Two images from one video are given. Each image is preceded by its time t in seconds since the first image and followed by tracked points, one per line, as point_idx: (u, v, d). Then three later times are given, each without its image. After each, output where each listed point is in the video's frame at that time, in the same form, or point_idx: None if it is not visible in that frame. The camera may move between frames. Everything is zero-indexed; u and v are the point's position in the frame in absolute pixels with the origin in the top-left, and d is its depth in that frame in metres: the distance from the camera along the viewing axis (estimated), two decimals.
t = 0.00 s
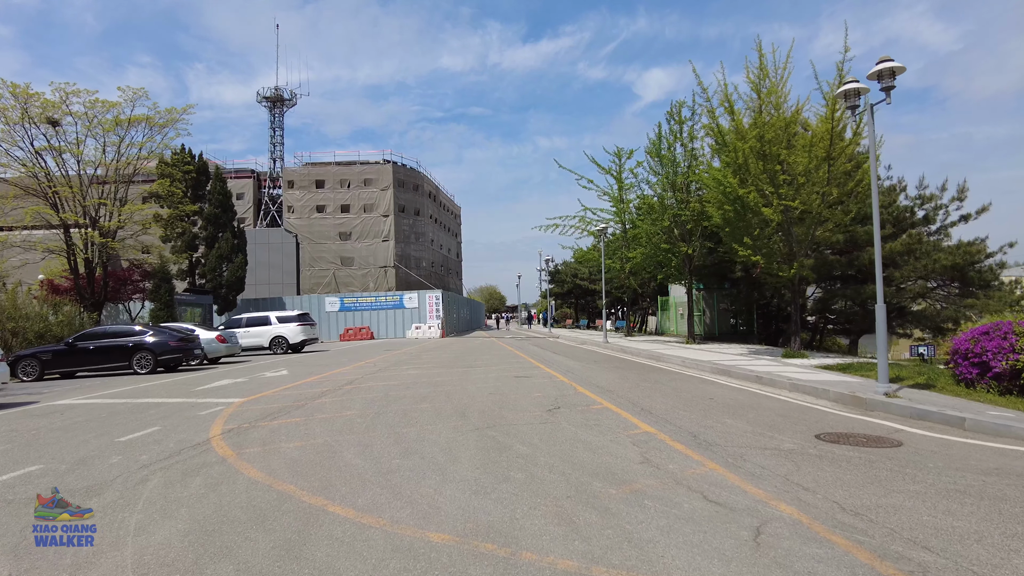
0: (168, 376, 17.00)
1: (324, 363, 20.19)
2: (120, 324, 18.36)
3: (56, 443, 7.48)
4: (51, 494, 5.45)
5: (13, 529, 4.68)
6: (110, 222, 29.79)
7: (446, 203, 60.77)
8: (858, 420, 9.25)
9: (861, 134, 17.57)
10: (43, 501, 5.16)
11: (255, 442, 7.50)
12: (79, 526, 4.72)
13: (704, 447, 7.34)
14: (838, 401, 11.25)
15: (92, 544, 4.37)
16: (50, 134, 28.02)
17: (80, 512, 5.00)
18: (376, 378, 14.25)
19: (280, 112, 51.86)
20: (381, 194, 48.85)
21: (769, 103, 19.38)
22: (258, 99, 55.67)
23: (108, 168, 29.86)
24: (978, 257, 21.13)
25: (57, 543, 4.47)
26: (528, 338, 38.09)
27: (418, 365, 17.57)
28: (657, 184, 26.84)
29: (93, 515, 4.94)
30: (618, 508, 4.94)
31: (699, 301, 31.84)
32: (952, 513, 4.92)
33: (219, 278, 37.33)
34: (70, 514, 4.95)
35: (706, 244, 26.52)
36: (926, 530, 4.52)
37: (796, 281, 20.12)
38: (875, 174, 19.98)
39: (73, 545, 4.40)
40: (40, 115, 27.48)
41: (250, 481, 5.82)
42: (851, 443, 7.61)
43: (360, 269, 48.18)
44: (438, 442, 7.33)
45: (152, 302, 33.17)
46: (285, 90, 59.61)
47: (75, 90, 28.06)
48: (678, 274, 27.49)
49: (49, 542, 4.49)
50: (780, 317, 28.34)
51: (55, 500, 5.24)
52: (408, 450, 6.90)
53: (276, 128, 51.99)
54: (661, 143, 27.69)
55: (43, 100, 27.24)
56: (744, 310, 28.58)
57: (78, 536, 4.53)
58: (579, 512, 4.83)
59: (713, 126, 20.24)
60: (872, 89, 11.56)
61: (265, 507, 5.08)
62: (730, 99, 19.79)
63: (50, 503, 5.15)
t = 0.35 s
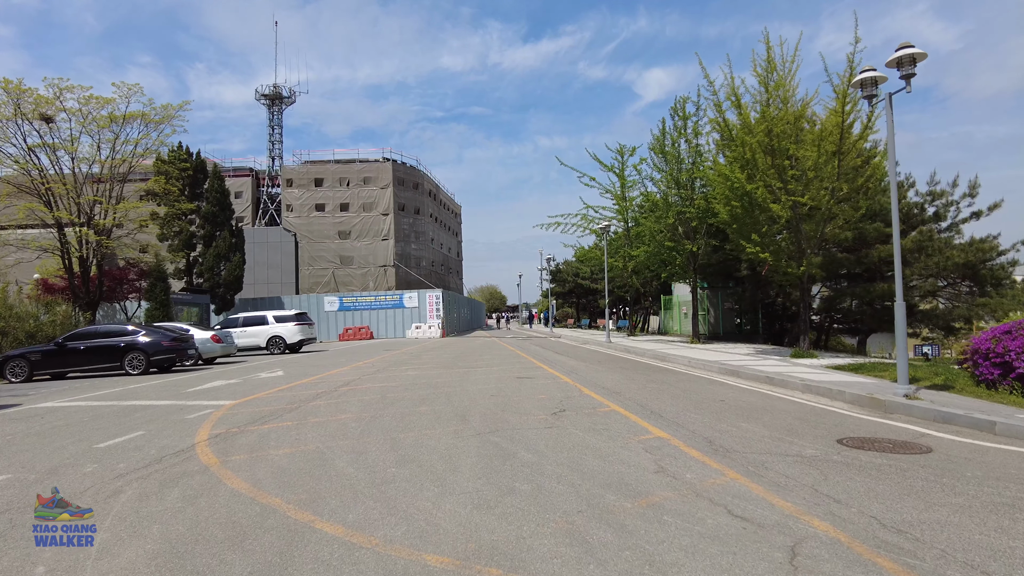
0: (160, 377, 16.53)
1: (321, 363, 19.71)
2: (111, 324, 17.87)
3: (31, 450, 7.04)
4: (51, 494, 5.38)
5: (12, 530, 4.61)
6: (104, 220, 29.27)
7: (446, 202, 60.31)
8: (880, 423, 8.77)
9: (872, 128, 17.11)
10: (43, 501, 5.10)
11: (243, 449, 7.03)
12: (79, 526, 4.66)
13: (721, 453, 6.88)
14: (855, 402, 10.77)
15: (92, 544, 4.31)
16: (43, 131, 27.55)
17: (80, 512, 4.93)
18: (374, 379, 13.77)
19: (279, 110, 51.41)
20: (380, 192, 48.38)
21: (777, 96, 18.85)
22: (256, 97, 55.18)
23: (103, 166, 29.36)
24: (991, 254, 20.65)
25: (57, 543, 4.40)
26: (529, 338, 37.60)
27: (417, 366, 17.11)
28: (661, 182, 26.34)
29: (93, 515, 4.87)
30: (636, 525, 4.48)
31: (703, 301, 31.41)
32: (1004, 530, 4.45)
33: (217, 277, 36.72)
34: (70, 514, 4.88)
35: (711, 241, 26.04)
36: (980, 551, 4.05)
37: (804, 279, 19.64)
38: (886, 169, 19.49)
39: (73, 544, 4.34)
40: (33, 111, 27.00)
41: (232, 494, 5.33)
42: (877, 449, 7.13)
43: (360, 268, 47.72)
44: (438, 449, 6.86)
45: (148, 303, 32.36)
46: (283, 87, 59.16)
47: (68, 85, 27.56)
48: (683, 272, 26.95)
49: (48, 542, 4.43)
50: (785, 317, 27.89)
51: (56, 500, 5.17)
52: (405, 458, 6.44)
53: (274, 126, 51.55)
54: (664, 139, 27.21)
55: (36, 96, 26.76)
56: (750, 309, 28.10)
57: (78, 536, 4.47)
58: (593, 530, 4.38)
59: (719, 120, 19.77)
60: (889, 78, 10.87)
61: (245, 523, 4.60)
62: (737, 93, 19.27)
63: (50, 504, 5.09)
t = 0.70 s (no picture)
0: (151, 380, 16.04)
1: (318, 365, 19.23)
2: (102, 324, 17.39)
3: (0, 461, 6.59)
4: (51, 494, 5.46)
5: (12, 530, 4.67)
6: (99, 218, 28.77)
7: (446, 201, 59.80)
8: (907, 433, 8.25)
9: (884, 124, 16.62)
10: (43, 501, 5.15)
11: (226, 463, 6.54)
12: (79, 526, 4.73)
13: (741, 468, 6.39)
14: (874, 409, 10.28)
15: (92, 544, 4.38)
16: (36, 128, 27.08)
17: (80, 513, 5.01)
18: (371, 383, 13.29)
19: (278, 108, 50.93)
20: (380, 191, 47.87)
21: (785, 91, 18.33)
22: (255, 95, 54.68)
23: (96, 163, 28.84)
24: (1005, 253, 20.11)
25: (57, 543, 4.47)
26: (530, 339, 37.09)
27: (416, 368, 16.63)
28: (666, 180, 25.82)
29: (93, 515, 4.95)
30: (654, 557, 4.02)
31: (708, 301, 30.91)
32: None
33: (214, 276, 36.24)
34: (70, 514, 4.96)
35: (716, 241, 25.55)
36: None
37: (813, 279, 19.13)
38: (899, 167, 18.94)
39: (73, 544, 4.41)
40: (25, 108, 26.52)
41: (210, 517, 4.84)
42: (908, 463, 6.63)
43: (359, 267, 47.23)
44: (434, 463, 6.36)
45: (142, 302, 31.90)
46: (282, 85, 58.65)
47: (62, 81, 27.05)
48: (687, 272, 26.36)
49: (49, 542, 4.49)
50: (790, 318, 27.48)
51: (56, 500, 5.23)
52: (400, 474, 5.95)
53: (273, 124, 51.06)
54: (669, 137, 26.71)
55: (29, 92, 26.27)
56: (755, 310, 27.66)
57: (78, 536, 4.54)
58: (608, 562, 3.91)
59: (726, 116, 19.27)
60: (910, 69, 10.30)
61: (217, 554, 4.11)
62: (744, 88, 18.74)
63: (50, 504, 5.14)
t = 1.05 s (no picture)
0: (140, 382, 15.54)
1: (313, 365, 18.73)
2: (89, 325, 16.89)
3: None
4: (51, 494, 5.40)
5: (12, 531, 4.63)
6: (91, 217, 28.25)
7: (446, 199, 59.26)
8: (933, 438, 7.73)
9: (895, 115, 16.10)
10: (43, 501, 5.11)
11: (201, 474, 6.04)
12: (79, 526, 4.68)
13: (761, 479, 5.88)
14: (893, 411, 9.76)
15: (92, 544, 4.34)
16: (27, 125, 26.57)
17: (80, 512, 4.96)
18: (365, 384, 12.77)
19: (275, 105, 50.42)
20: (378, 189, 47.35)
21: (793, 82, 17.80)
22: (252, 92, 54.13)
23: (88, 160, 28.31)
24: (1019, 248, 19.58)
25: (56, 542, 4.42)
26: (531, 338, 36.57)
27: (413, 369, 16.12)
28: (669, 175, 25.30)
29: (94, 515, 4.90)
30: None
31: (712, 299, 30.42)
32: None
33: (209, 276, 35.80)
34: (71, 514, 4.91)
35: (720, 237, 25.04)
36: None
37: (822, 276, 18.62)
38: (910, 159, 18.41)
39: (73, 545, 4.36)
40: (16, 104, 26.00)
41: (172, 539, 4.33)
42: (941, 472, 6.11)
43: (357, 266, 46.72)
44: (427, 474, 5.85)
45: (136, 302, 31.42)
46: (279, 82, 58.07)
47: (53, 77, 26.51)
48: (691, 269, 25.85)
49: (49, 542, 4.45)
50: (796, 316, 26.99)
51: (56, 500, 5.19)
52: (388, 488, 5.45)
53: (270, 122, 50.55)
54: (672, 131, 26.18)
55: (19, 88, 25.75)
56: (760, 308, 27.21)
57: (78, 536, 4.49)
58: None
59: (731, 109, 18.76)
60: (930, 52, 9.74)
61: None
62: (749, 79, 18.21)
63: (50, 504, 5.10)
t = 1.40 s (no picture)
0: (130, 383, 15.08)
1: (310, 366, 18.26)
2: (79, 324, 16.42)
3: None
4: (51, 495, 5.29)
5: (10, 532, 4.52)
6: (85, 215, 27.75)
7: (447, 197, 58.76)
8: (965, 443, 7.22)
9: (909, 106, 15.59)
10: (43, 501, 4.99)
11: (179, 485, 5.58)
12: (79, 526, 4.57)
13: (786, 491, 5.39)
14: (916, 413, 9.26)
15: (92, 544, 4.23)
16: (21, 122, 26.12)
17: (80, 512, 4.85)
18: (362, 386, 12.30)
19: (274, 103, 49.95)
20: (379, 187, 46.88)
21: (803, 73, 17.26)
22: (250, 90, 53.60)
23: (83, 158, 27.82)
24: None
25: (57, 543, 4.32)
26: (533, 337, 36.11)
27: (413, 369, 15.65)
28: (674, 171, 24.79)
29: (93, 515, 4.79)
30: None
31: (717, 297, 29.91)
32: None
33: (207, 275, 35.32)
34: (70, 514, 4.80)
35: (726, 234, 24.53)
36: None
37: (833, 273, 18.11)
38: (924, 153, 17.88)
39: (72, 544, 4.26)
40: (9, 100, 25.54)
41: (134, 563, 3.86)
42: (983, 482, 5.61)
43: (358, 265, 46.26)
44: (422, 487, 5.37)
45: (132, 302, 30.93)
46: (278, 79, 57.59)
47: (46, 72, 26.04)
48: (697, 267, 25.35)
49: (48, 542, 4.34)
50: (803, 314, 26.49)
51: (56, 499, 5.06)
52: (378, 504, 4.98)
53: (269, 120, 50.07)
54: (677, 126, 25.67)
55: (12, 84, 25.29)
56: (766, 306, 26.72)
57: (78, 536, 4.39)
58: None
59: (739, 101, 18.27)
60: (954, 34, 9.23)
61: None
62: (758, 70, 17.69)
63: (49, 503, 4.98)
